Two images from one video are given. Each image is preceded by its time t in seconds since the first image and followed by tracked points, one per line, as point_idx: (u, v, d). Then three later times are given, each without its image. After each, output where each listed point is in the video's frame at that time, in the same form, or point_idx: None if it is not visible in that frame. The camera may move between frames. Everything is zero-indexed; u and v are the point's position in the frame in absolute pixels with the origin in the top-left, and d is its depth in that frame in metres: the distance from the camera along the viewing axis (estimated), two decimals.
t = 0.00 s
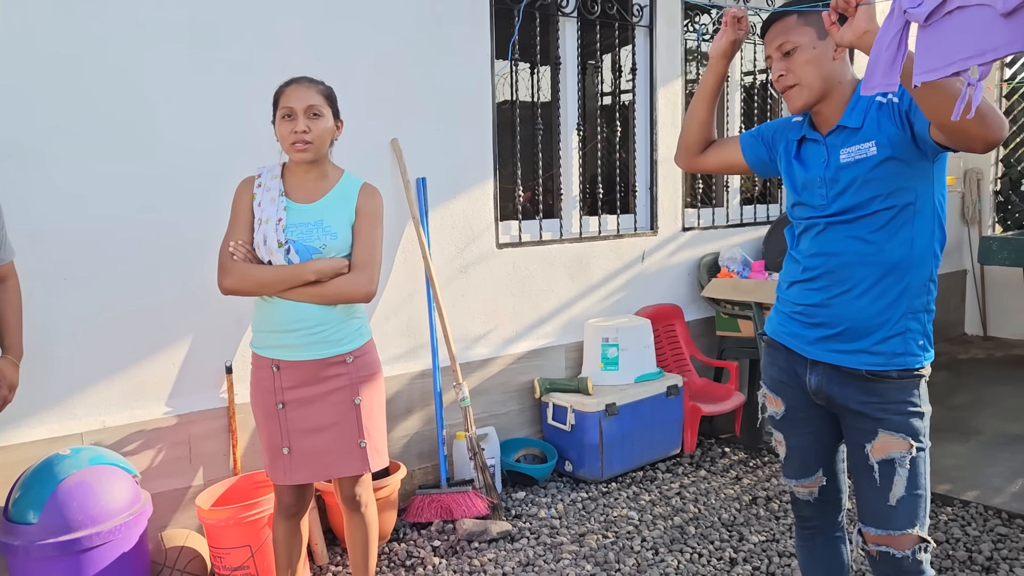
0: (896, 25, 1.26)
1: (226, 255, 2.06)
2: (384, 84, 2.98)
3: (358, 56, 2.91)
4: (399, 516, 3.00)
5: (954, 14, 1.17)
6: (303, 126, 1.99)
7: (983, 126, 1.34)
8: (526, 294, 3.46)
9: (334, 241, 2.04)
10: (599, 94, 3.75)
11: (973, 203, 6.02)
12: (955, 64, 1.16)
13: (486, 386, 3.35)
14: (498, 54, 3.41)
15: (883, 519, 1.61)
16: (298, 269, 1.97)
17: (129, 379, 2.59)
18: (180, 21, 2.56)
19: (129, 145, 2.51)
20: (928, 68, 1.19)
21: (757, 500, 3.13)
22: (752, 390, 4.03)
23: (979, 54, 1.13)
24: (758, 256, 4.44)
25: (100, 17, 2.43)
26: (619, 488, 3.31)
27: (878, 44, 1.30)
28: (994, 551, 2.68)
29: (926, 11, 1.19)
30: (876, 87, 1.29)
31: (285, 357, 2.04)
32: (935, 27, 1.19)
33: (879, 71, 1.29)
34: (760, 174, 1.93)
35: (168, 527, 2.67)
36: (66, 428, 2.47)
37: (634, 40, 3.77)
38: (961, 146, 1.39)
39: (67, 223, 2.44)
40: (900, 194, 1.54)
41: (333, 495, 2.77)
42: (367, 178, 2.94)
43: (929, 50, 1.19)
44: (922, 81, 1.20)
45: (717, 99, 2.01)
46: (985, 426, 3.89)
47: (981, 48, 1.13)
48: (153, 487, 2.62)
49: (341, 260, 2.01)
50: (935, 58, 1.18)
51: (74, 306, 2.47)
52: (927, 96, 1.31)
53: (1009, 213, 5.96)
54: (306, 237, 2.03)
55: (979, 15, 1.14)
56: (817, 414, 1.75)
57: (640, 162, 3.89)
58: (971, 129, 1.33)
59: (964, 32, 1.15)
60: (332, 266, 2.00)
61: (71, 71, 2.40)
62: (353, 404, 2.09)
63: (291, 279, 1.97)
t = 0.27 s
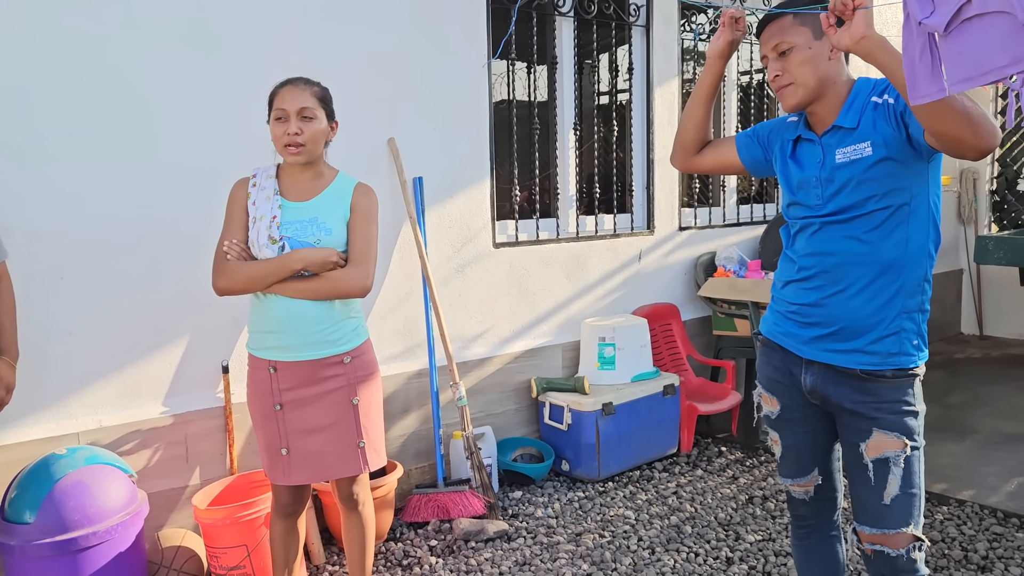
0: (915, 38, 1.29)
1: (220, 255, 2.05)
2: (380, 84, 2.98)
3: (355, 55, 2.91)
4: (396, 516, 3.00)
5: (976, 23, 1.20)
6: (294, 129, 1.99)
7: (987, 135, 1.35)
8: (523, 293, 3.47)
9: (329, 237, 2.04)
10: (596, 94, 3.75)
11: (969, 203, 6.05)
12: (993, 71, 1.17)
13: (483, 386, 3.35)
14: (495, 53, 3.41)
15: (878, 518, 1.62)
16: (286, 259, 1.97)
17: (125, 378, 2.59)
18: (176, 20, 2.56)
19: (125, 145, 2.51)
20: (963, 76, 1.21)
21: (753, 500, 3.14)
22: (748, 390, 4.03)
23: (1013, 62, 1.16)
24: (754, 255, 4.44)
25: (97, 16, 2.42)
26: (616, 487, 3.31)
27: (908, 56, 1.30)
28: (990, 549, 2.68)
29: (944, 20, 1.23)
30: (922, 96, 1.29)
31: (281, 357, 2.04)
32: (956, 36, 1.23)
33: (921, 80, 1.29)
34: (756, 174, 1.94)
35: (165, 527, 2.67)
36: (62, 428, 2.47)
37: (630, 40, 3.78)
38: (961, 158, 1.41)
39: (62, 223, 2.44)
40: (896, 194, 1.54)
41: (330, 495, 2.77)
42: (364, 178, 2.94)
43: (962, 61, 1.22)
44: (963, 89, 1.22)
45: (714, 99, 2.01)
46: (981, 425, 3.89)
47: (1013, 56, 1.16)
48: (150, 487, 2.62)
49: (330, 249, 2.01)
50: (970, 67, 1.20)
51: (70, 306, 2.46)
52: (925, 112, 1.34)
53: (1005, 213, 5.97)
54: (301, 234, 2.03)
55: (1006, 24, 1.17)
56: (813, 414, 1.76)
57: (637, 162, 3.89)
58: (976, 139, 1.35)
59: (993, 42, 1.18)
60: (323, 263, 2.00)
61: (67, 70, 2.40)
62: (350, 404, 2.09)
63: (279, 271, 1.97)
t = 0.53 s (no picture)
0: (903, 38, 1.33)
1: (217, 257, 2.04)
2: (377, 85, 2.98)
3: (352, 56, 2.91)
4: (393, 517, 3.00)
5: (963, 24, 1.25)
6: (286, 129, 1.98)
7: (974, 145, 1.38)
8: (520, 294, 3.47)
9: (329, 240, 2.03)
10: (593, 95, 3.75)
11: (965, 204, 6.06)
12: (979, 74, 1.23)
13: (480, 387, 3.35)
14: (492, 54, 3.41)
15: (874, 518, 1.62)
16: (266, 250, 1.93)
17: (122, 379, 2.58)
18: (173, 21, 2.56)
19: (122, 146, 2.51)
20: (953, 78, 1.27)
21: (750, 500, 3.14)
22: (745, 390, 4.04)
23: (999, 64, 1.21)
24: (751, 256, 4.45)
25: (94, 17, 2.42)
26: (613, 488, 3.31)
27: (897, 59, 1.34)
28: (986, 550, 2.69)
29: (932, 22, 1.26)
30: (906, 98, 1.33)
31: (277, 358, 2.04)
32: (946, 37, 1.27)
33: (906, 83, 1.33)
34: (752, 175, 1.94)
35: (161, 528, 2.67)
36: (58, 429, 2.47)
37: (627, 41, 3.79)
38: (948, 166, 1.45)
39: (59, 224, 2.43)
40: (892, 196, 1.55)
41: (327, 496, 2.77)
42: (361, 179, 2.94)
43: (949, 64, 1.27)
44: (950, 91, 1.28)
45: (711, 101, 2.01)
46: (977, 425, 3.90)
47: (998, 58, 1.22)
48: (147, 488, 2.62)
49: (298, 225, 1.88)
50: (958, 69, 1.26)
51: (66, 307, 2.46)
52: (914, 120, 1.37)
53: (1001, 213, 5.99)
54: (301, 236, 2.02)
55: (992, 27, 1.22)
56: (809, 415, 1.76)
57: (634, 163, 3.90)
58: (963, 150, 1.38)
59: (981, 44, 1.23)
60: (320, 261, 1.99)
61: (64, 71, 2.39)
62: (346, 405, 2.09)
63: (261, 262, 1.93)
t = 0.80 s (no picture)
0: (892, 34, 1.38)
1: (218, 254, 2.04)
2: (375, 86, 2.98)
3: (351, 57, 2.91)
4: (391, 518, 3.00)
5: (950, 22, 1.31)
6: (281, 131, 1.98)
7: (937, 180, 1.42)
8: (518, 295, 3.47)
9: (330, 242, 2.03)
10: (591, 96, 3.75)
11: (962, 205, 6.07)
12: (954, 71, 1.30)
13: (478, 388, 3.34)
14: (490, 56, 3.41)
15: (872, 520, 1.62)
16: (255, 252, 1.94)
17: (120, 381, 2.58)
18: (171, 21, 2.55)
19: (120, 147, 2.51)
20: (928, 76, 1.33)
21: (748, 501, 3.14)
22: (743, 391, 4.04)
23: (977, 62, 1.28)
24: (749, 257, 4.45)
25: (92, 18, 2.42)
26: (611, 489, 3.31)
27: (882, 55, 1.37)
28: (983, 550, 2.69)
29: (923, 19, 1.32)
30: (886, 98, 1.36)
31: (276, 359, 2.04)
32: (932, 34, 1.33)
33: (886, 83, 1.36)
34: (752, 177, 1.94)
35: (159, 529, 2.66)
36: (56, 431, 2.46)
37: (625, 42, 3.79)
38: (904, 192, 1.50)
39: (57, 225, 2.43)
40: (890, 198, 1.55)
41: (325, 497, 2.77)
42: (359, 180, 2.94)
43: (928, 61, 1.33)
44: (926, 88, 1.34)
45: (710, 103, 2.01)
46: (974, 426, 3.91)
47: (978, 56, 1.27)
48: (144, 489, 2.62)
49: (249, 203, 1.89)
50: (934, 67, 1.32)
51: (64, 308, 2.46)
52: (885, 139, 1.41)
53: (999, 214, 6.00)
54: (302, 237, 2.02)
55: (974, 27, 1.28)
56: (807, 416, 1.76)
57: (632, 164, 3.90)
58: (924, 182, 1.41)
59: (962, 41, 1.29)
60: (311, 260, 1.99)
61: (61, 72, 2.39)
62: (345, 406, 2.09)
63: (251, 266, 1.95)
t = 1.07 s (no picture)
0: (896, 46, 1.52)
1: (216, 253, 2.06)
2: (374, 87, 2.98)
3: (349, 58, 2.91)
4: (389, 519, 3.00)
5: (949, 34, 1.43)
6: (285, 131, 1.98)
7: (909, 201, 1.42)
8: (516, 297, 3.47)
9: (327, 244, 2.03)
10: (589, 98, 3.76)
11: (960, 207, 6.05)
12: (961, 81, 1.41)
13: (476, 389, 3.35)
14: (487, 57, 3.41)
15: (870, 521, 1.62)
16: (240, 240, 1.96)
17: (118, 382, 2.58)
18: (170, 22, 2.55)
19: (118, 148, 2.50)
20: (935, 85, 1.44)
21: (746, 502, 3.14)
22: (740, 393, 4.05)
23: (983, 72, 1.39)
24: (747, 259, 4.46)
25: (90, 19, 2.42)
26: (609, 490, 3.31)
27: (896, 64, 1.50)
28: (981, 551, 2.70)
29: (922, 30, 1.46)
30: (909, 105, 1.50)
31: (274, 361, 2.04)
32: (932, 44, 1.46)
33: (907, 91, 1.49)
34: (749, 180, 1.94)
35: (157, 531, 2.66)
36: (54, 432, 2.46)
37: (623, 43, 3.79)
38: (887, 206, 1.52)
39: (55, 226, 2.42)
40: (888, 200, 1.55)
41: (323, 498, 2.77)
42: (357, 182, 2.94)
43: (934, 71, 1.45)
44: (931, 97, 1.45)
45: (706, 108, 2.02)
46: (971, 427, 3.91)
47: (984, 66, 1.39)
48: (142, 491, 2.61)
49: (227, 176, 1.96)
50: (940, 77, 1.43)
51: (62, 309, 2.45)
52: (863, 154, 1.41)
53: (995, 216, 6.01)
54: (300, 238, 2.02)
55: (974, 40, 1.40)
56: (804, 417, 1.76)
57: (630, 165, 3.90)
58: (894, 201, 1.43)
59: (966, 53, 1.41)
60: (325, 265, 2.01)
61: (60, 73, 2.39)
62: (343, 407, 2.09)
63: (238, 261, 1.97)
